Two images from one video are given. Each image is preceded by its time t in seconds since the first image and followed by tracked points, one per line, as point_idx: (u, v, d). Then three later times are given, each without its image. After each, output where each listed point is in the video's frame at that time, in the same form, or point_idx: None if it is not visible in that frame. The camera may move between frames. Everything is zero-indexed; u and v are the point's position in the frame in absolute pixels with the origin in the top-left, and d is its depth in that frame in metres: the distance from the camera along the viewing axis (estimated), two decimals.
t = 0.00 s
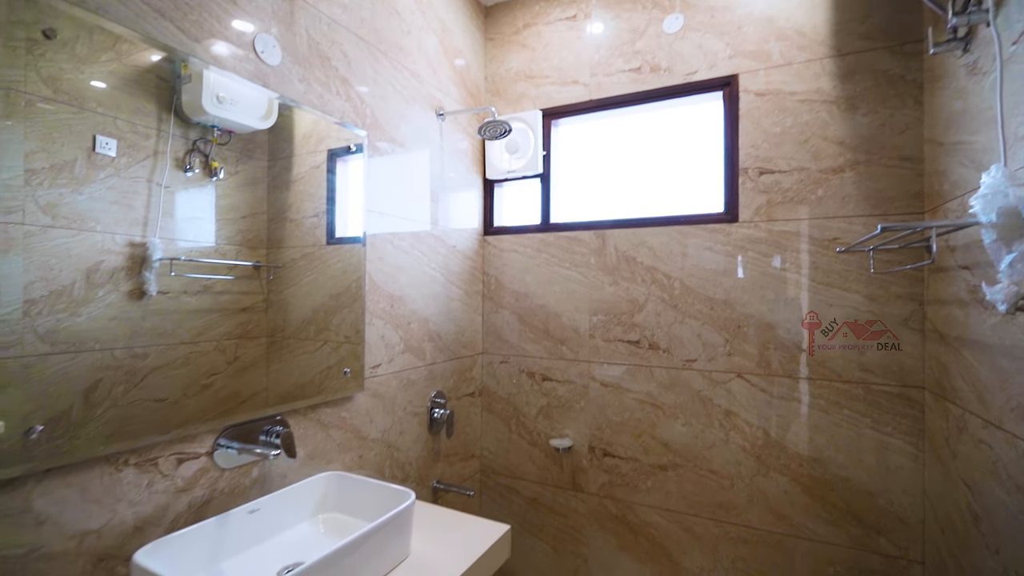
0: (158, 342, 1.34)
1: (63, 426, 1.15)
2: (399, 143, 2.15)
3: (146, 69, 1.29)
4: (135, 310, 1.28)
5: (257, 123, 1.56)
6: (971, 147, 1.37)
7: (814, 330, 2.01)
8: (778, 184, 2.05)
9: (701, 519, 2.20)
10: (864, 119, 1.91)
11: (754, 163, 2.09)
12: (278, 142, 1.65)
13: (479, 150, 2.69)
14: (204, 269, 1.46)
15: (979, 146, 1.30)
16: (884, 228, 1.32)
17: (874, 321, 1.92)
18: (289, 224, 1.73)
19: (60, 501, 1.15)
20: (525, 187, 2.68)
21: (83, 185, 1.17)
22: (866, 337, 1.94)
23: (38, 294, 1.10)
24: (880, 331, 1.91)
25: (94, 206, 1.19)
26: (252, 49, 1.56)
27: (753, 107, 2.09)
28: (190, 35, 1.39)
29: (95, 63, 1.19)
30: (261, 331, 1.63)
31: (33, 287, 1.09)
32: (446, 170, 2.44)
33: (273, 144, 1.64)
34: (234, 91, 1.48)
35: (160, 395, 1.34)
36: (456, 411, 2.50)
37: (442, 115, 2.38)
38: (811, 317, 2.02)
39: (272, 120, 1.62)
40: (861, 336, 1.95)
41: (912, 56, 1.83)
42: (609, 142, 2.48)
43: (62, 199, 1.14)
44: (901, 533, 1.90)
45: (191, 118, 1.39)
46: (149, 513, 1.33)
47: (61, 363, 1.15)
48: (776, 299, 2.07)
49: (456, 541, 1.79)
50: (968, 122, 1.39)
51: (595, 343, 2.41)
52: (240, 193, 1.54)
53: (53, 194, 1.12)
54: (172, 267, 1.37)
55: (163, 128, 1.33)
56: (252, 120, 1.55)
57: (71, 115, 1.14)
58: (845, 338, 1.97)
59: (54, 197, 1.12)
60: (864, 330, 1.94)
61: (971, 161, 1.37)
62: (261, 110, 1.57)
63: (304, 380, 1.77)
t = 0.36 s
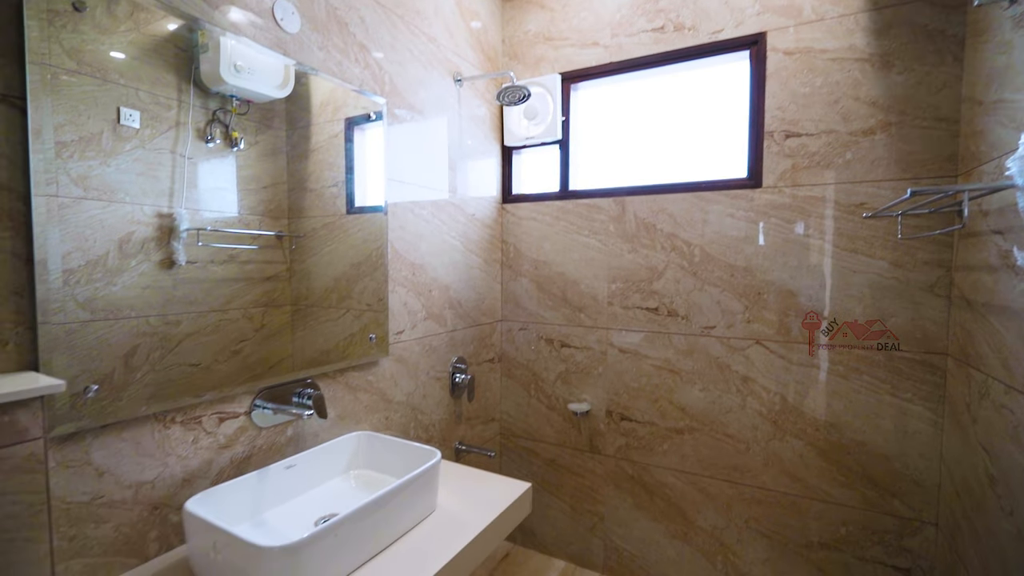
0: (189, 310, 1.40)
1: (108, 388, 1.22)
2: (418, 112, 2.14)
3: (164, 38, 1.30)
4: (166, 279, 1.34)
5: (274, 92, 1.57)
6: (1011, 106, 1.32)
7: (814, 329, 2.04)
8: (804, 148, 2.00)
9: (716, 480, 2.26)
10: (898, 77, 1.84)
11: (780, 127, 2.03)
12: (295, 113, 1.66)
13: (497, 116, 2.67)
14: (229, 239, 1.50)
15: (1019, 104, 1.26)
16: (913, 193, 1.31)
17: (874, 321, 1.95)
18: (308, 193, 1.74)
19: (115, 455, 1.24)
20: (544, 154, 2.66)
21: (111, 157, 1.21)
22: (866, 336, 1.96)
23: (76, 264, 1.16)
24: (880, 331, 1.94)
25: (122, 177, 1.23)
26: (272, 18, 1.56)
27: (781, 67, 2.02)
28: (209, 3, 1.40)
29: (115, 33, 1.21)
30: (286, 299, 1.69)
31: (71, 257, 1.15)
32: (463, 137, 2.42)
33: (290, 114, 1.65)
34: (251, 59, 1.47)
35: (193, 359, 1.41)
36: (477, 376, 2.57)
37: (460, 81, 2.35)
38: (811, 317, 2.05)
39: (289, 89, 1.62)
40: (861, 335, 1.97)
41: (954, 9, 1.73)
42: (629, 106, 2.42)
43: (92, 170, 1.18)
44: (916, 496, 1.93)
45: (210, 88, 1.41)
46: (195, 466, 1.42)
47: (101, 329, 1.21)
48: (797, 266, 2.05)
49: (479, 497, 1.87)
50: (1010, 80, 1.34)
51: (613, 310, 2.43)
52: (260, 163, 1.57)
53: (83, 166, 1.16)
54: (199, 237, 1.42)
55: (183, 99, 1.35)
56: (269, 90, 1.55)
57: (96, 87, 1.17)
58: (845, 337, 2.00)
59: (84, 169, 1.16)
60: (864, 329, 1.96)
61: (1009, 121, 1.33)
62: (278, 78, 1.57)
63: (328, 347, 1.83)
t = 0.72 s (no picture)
0: (214, 277, 1.46)
1: (144, 352, 1.28)
2: (434, 76, 2.11)
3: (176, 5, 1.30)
4: (189, 247, 1.38)
5: (287, 58, 1.56)
6: None
7: (814, 331, 2.08)
8: (832, 109, 1.93)
9: (730, 444, 2.31)
10: (937, 33, 1.74)
11: (808, 87, 1.96)
12: (309, 78, 1.67)
13: (514, 80, 2.62)
14: (248, 208, 1.54)
15: None
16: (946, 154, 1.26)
17: (874, 321, 1.97)
18: (325, 161, 1.78)
19: (157, 413, 1.31)
20: (561, 119, 2.62)
21: (131, 127, 1.23)
22: (866, 337, 1.99)
23: (104, 234, 1.19)
24: (880, 332, 1.97)
25: (144, 147, 1.26)
26: None
27: (812, 23, 1.93)
28: None
29: None
30: (306, 268, 1.74)
31: (100, 226, 1.18)
32: (479, 102, 2.38)
33: (304, 80, 1.66)
34: (264, 23, 1.46)
35: (221, 325, 1.47)
36: (495, 342, 2.62)
37: (476, 44, 2.30)
38: (811, 318, 2.08)
39: (302, 55, 1.61)
40: (861, 337, 2.00)
41: None
42: (650, 67, 2.35)
43: (114, 141, 1.20)
44: (931, 461, 1.94)
45: (224, 55, 1.42)
46: (231, 424, 1.50)
47: (133, 296, 1.26)
48: (820, 233, 2.01)
49: (498, 457, 1.94)
50: None
51: (630, 278, 2.43)
52: (277, 131, 1.60)
53: (106, 136, 1.18)
54: (220, 207, 1.46)
55: (198, 67, 1.37)
56: (282, 56, 1.55)
57: (111, 55, 1.18)
58: (845, 338, 2.03)
59: (107, 139, 1.18)
60: (864, 330, 1.99)
61: None
62: (292, 44, 1.55)
63: (349, 313, 1.88)
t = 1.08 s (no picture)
0: (235, 244, 1.49)
1: (177, 315, 1.33)
2: (451, 35, 2.05)
3: None
4: (211, 214, 1.41)
5: (301, 19, 1.56)
6: None
7: (814, 330, 2.12)
8: (866, 66, 1.83)
9: (746, 408, 2.33)
10: None
11: (842, 42, 1.86)
12: (323, 40, 1.66)
13: (532, 39, 2.54)
14: (267, 174, 1.56)
15: None
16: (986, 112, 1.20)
17: (874, 321, 2.00)
18: (342, 126, 1.78)
19: (194, 372, 1.37)
20: (581, 80, 2.54)
21: (149, 94, 1.23)
22: (867, 337, 2.03)
23: (129, 201, 1.20)
24: (880, 332, 2.00)
25: (162, 113, 1.27)
26: None
27: None
28: None
29: None
30: (325, 234, 1.77)
31: (126, 193, 1.19)
32: (496, 63, 2.32)
33: (318, 41, 1.65)
34: None
35: (245, 291, 1.51)
36: (512, 308, 2.65)
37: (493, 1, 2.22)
38: (812, 317, 2.12)
39: (316, 16, 1.61)
40: (862, 337, 2.04)
41: None
42: (674, 23, 2.25)
43: (134, 107, 1.20)
44: (950, 427, 1.94)
45: (237, 18, 1.41)
46: (263, 383, 1.56)
47: (160, 262, 1.29)
48: (846, 196, 1.96)
49: (517, 418, 1.99)
50: None
51: (649, 244, 2.41)
52: (292, 96, 1.61)
53: (126, 103, 1.18)
54: (239, 173, 1.48)
55: (211, 30, 1.35)
56: (296, 17, 1.55)
57: (125, 19, 1.17)
58: (845, 338, 2.07)
59: (127, 105, 1.18)
60: (864, 330, 2.03)
61: None
62: (304, 5, 1.55)
63: (368, 280, 1.91)
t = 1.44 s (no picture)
0: (256, 211, 1.56)
1: (206, 280, 1.38)
2: None
3: None
4: (231, 180, 1.47)
5: None
6: None
7: (814, 329, 2.17)
8: (907, 20, 1.72)
9: (763, 376, 2.33)
10: None
11: None
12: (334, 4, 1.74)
13: None
14: (283, 140, 1.66)
15: None
16: None
17: (874, 321, 2.04)
18: (359, 91, 1.86)
19: (225, 334, 1.41)
20: (602, 41, 2.45)
21: (166, 59, 1.26)
22: (867, 336, 2.07)
23: (154, 167, 1.23)
24: (880, 332, 2.03)
25: (180, 80, 1.31)
26: None
27: None
28: None
29: None
30: (342, 202, 1.85)
31: (152, 160, 1.22)
32: (515, 23, 2.24)
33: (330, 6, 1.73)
34: None
35: (265, 259, 1.57)
36: (530, 276, 2.66)
37: None
38: (811, 317, 2.17)
39: None
40: (862, 336, 2.08)
41: None
42: None
43: (152, 73, 1.22)
44: (972, 396, 1.92)
45: None
46: (290, 346, 1.61)
47: (185, 229, 1.33)
48: (877, 161, 1.88)
49: (536, 384, 2.02)
50: None
51: (669, 211, 2.37)
52: (305, 61, 1.69)
53: (144, 69, 1.20)
54: (257, 141, 1.56)
55: None
56: None
57: None
58: (845, 337, 2.11)
59: (146, 71, 1.20)
60: (865, 329, 2.06)
61: None
62: None
63: (386, 248, 1.94)
